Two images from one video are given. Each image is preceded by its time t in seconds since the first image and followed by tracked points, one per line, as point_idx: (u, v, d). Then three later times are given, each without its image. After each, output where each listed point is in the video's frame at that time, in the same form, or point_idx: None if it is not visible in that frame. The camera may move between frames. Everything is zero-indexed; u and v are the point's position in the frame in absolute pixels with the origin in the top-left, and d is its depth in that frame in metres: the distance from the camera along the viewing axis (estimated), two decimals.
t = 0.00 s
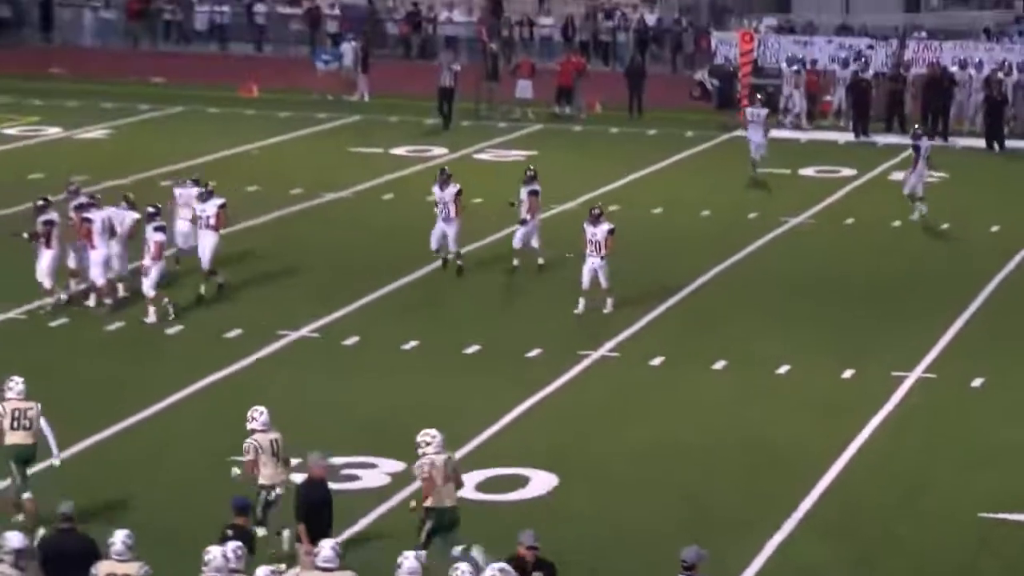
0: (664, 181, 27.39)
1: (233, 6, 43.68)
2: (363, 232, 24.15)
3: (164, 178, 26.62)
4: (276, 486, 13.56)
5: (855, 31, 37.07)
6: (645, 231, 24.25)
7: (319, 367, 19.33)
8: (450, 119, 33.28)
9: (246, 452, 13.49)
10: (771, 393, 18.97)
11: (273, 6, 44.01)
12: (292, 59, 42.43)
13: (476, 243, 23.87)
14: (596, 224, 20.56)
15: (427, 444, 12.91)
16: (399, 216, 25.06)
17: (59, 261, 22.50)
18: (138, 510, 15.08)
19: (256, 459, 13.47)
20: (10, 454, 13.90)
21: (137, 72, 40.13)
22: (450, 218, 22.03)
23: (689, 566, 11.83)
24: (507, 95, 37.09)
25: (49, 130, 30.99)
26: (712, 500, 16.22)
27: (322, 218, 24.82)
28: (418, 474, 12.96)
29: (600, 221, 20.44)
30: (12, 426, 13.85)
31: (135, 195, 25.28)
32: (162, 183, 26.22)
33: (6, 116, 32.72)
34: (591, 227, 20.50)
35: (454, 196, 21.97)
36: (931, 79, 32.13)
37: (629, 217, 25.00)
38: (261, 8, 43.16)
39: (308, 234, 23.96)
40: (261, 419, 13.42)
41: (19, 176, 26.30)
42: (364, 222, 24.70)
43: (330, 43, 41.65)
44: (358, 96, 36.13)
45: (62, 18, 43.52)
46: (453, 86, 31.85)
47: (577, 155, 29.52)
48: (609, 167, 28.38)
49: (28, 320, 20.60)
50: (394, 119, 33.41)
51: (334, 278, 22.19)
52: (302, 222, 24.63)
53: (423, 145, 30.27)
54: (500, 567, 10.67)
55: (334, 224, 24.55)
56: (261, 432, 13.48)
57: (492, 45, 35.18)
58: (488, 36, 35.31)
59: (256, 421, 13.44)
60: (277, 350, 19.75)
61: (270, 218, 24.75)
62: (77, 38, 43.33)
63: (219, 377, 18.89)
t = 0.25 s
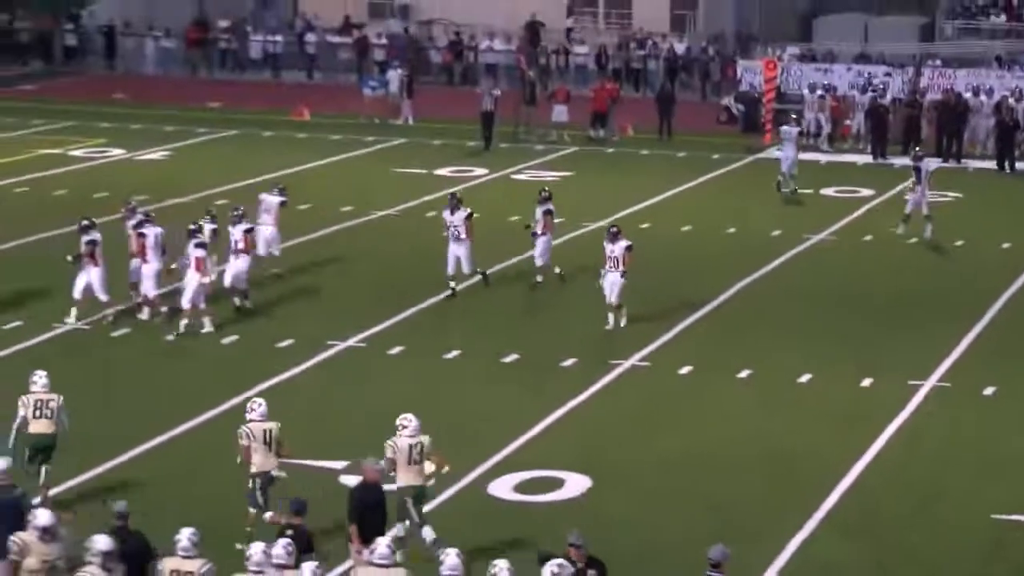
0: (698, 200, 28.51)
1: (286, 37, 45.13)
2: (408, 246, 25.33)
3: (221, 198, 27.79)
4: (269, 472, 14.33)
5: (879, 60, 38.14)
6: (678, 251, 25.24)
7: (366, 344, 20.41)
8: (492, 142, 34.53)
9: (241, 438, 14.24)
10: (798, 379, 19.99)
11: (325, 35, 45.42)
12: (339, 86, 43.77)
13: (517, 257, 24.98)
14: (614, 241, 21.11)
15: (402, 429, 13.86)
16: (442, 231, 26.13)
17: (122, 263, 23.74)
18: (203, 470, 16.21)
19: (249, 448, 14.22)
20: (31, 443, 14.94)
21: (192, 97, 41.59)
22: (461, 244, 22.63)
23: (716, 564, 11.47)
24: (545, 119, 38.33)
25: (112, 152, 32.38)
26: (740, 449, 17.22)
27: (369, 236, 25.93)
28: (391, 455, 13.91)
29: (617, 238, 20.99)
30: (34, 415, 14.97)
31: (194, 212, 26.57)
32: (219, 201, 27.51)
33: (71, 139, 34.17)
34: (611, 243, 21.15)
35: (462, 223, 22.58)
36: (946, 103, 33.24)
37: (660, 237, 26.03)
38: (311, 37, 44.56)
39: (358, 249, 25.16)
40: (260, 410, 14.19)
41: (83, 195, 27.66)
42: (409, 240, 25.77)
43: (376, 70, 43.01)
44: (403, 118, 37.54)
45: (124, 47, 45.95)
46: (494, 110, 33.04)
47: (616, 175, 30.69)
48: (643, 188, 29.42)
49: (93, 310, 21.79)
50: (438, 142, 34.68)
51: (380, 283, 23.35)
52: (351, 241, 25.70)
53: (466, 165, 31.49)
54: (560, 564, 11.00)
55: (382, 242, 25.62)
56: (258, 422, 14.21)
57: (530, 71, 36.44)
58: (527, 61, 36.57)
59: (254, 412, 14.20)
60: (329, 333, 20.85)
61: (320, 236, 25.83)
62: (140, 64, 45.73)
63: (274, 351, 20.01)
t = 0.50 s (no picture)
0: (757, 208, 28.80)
1: (350, 45, 45.69)
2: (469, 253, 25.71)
3: (285, 204, 28.17)
4: (273, 460, 14.75)
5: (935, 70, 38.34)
6: (734, 259, 25.47)
7: (428, 347, 20.77)
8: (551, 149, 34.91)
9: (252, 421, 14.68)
10: (854, 382, 20.26)
11: (387, 43, 45.96)
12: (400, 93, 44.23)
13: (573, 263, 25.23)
14: (658, 249, 21.41)
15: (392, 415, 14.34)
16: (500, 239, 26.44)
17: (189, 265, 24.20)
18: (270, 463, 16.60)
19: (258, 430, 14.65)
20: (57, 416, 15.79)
21: (256, 104, 42.15)
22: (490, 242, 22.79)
23: (771, 565, 11.46)
24: (603, 126, 38.74)
25: (180, 159, 32.92)
26: (795, 451, 17.51)
27: (430, 242, 26.25)
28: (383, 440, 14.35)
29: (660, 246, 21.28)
30: (62, 392, 15.80)
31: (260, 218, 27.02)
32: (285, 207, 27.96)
33: (139, 145, 34.73)
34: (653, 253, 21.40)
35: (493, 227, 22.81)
36: (999, 113, 33.53)
37: (716, 245, 26.27)
38: (374, 46, 45.09)
39: (421, 254, 25.55)
40: (267, 395, 14.68)
41: (152, 201, 28.16)
42: (468, 247, 26.06)
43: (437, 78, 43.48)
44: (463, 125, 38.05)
45: (192, 55, 46.52)
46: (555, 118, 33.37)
47: (675, 183, 31.02)
48: (699, 195, 29.70)
49: (161, 309, 22.21)
50: (499, 149, 35.09)
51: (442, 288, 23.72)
52: (411, 247, 26.01)
53: (527, 172, 31.87)
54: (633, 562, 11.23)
55: (443, 248, 25.92)
56: (267, 407, 14.69)
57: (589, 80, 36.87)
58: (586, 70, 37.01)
59: (263, 397, 14.69)
60: (392, 336, 21.22)
61: (380, 242, 26.14)
62: (207, 73, 46.27)
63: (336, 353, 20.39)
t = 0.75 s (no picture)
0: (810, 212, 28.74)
1: (403, 49, 45.74)
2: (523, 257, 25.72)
3: (338, 209, 28.24)
4: (280, 467, 14.80)
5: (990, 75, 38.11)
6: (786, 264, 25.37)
7: (480, 350, 20.78)
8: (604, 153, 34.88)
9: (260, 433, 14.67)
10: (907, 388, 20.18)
11: (438, 48, 45.98)
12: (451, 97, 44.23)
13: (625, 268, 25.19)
14: (698, 254, 21.28)
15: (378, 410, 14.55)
16: (553, 245, 26.40)
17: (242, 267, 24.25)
18: (323, 462, 16.61)
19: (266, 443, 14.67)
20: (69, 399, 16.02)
21: (309, 108, 42.23)
22: (513, 259, 22.50)
23: (825, 570, 11.40)
24: (655, 131, 38.73)
25: (235, 162, 33.02)
26: (848, 456, 17.44)
27: (481, 246, 26.25)
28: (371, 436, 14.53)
29: (701, 251, 21.14)
30: (73, 374, 16.04)
31: (314, 223, 27.08)
32: (338, 212, 28.01)
33: (194, 149, 34.85)
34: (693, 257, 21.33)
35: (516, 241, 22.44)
36: None
37: (769, 249, 26.17)
38: (427, 50, 45.08)
39: (473, 258, 25.56)
40: (276, 404, 14.60)
41: (207, 205, 28.25)
42: (522, 250, 26.06)
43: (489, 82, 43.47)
44: (516, 129, 38.11)
45: (245, 59, 46.55)
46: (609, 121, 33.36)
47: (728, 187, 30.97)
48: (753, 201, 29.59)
49: (214, 310, 22.28)
50: (551, 153, 35.09)
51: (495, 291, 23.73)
52: (464, 250, 26.03)
53: (579, 177, 31.86)
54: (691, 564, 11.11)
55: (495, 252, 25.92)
56: (276, 415, 14.63)
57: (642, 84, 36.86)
58: (639, 74, 37.01)
59: (270, 406, 14.61)
60: (444, 339, 21.24)
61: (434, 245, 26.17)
62: (260, 76, 46.37)
63: (389, 356, 20.40)
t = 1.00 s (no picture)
0: (876, 214, 28.63)
1: (468, 50, 45.77)
2: (587, 257, 25.71)
3: (404, 209, 28.32)
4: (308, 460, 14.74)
5: None
6: (854, 266, 25.28)
7: (544, 351, 20.77)
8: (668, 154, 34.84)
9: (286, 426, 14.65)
10: (974, 391, 20.08)
11: (503, 48, 45.98)
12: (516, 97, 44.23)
13: (691, 268, 25.16)
14: (749, 259, 21.14)
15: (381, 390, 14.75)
16: (620, 245, 26.41)
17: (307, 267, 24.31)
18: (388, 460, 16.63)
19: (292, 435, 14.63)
20: (104, 375, 16.83)
21: (374, 109, 42.29)
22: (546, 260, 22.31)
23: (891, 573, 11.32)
24: (720, 132, 38.68)
25: (300, 163, 33.11)
26: (914, 459, 17.38)
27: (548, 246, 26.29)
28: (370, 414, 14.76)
29: (752, 255, 21.01)
30: (106, 353, 16.84)
31: (379, 224, 27.12)
32: (403, 213, 28.05)
33: (260, 149, 34.96)
34: (744, 263, 21.21)
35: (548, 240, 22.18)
36: None
37: (838, 251, 26.09)
38: (492, 51, 45.07)
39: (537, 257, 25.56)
40: (299, 396, 14.62)
41: (273, 205, 28.33)
42: (588, 250, 26.08)
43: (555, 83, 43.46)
44: (581, 130, 38.14)
45: (311, 60, 46.71)
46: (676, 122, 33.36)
47: (794, 188, 30.89)
48: (820, 202, 29.51)
49: (279, 309, 22.31)
50: (616, 154, 35.07)
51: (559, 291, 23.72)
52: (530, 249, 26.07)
53: (644, 178, 31.84)
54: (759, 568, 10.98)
55: (561, 252, 25.94)
56: (300, 407, 14.65)
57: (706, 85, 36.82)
58: (704, 74, 36.97)
59: (295, 398, 14.63)
60: (509, 340, 21.25)
61: (500, 244, 26.22)
62: (326, 77, 46.53)
63: (454, 356, 20.41)
